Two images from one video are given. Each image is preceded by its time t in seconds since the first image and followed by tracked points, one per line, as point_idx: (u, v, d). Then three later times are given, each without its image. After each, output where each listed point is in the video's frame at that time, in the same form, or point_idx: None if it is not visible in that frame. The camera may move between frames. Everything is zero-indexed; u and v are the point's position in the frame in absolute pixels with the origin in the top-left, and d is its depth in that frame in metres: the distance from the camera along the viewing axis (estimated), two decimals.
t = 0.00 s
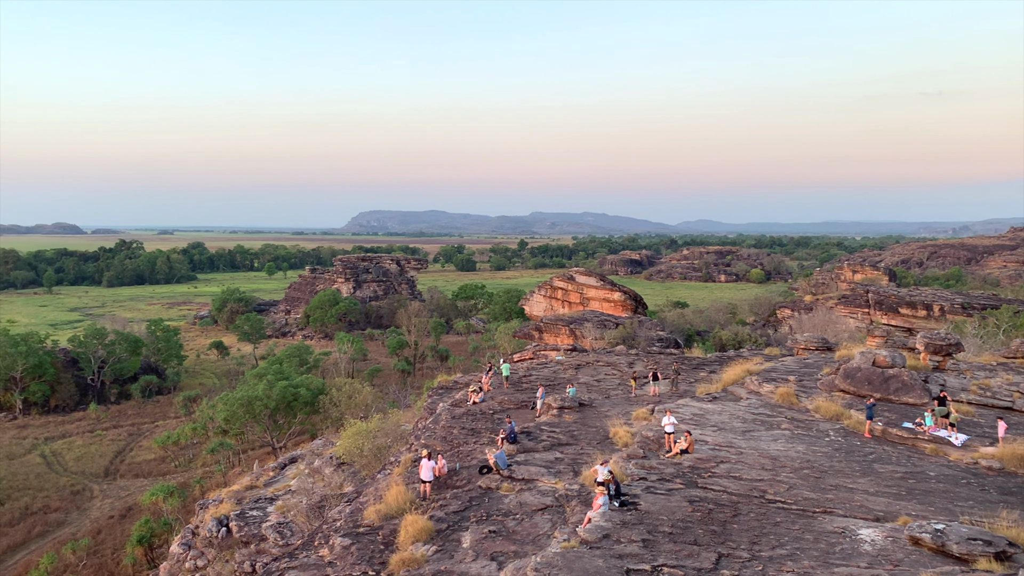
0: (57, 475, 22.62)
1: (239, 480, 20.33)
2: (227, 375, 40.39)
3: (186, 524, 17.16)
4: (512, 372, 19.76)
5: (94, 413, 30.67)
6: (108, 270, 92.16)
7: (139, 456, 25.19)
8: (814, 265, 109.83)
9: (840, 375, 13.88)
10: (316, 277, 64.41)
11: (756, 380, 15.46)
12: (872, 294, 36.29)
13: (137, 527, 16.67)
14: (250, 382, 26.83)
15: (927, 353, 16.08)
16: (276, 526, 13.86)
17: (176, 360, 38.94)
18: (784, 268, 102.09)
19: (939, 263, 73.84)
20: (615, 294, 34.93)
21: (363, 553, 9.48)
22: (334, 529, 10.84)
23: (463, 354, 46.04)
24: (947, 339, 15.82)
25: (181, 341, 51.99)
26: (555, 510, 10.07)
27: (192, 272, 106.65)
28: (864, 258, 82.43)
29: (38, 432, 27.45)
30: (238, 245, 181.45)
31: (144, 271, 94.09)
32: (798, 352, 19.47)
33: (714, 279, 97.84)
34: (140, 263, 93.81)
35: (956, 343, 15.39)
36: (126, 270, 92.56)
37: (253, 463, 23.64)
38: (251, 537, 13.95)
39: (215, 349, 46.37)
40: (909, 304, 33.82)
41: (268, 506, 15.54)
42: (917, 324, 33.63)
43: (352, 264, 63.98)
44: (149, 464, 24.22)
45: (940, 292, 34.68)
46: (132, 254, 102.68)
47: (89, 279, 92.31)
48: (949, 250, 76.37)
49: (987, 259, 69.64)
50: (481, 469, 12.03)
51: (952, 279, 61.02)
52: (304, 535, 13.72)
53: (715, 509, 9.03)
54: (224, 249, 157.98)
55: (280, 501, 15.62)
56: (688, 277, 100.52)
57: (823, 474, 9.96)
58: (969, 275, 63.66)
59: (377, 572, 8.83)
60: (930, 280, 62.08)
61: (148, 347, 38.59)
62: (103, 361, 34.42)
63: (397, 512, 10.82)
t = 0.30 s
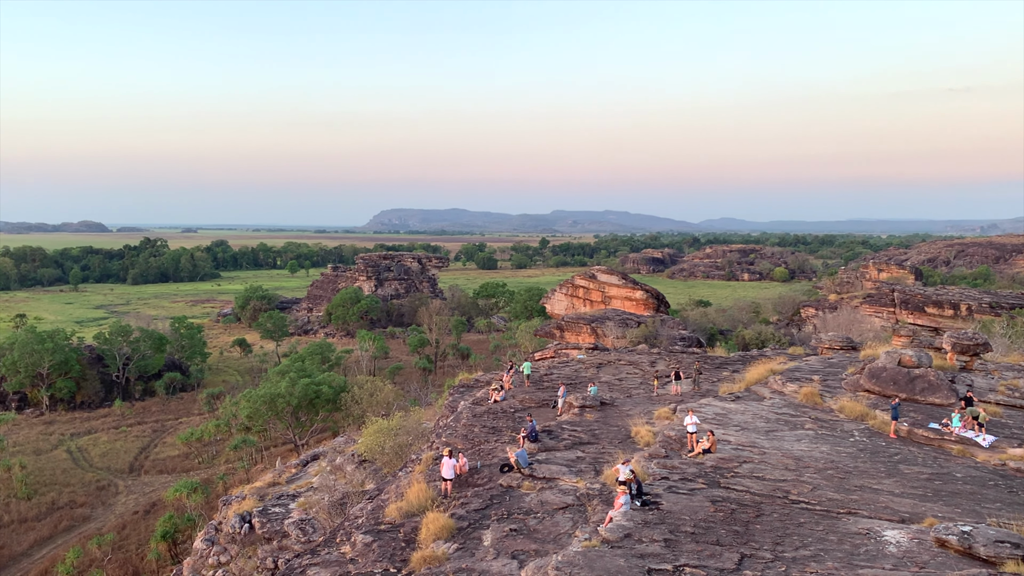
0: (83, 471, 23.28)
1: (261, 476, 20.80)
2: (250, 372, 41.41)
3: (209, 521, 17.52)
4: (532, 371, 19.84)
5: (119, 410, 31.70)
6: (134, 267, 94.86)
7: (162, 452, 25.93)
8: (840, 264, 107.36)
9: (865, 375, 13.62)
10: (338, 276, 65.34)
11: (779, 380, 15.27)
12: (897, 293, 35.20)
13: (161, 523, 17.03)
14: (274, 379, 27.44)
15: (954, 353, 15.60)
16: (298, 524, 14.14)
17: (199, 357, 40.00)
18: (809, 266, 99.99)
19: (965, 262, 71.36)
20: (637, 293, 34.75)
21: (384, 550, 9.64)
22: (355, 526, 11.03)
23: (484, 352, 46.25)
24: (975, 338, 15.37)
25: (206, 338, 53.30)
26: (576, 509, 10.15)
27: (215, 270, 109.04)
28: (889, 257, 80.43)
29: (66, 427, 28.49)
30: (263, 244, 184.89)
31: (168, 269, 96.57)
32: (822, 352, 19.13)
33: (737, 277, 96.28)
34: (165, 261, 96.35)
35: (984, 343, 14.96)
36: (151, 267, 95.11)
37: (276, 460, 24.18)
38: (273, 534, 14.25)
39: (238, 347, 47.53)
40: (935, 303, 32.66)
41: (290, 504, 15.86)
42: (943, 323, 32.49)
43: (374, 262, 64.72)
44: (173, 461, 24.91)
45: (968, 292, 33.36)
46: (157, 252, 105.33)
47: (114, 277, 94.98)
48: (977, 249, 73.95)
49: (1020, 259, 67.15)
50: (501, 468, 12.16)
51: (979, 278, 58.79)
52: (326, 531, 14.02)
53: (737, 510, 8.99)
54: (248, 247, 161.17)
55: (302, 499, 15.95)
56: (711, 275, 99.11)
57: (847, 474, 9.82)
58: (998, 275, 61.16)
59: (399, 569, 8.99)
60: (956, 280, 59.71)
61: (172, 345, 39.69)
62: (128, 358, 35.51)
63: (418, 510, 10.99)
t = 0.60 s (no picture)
0: (109, 466, 24.10)
1: (285, 472, 21.27)
2: (273, 369, 42.41)
3: (232, 516, 17.91)
4: (554, 369, 19.93)
5: (145, 406, 32.78)
6: (159, 265, 97.62)
7: (187, 448, 26.72)
8: (866, 263, 105.03)
9: (890, 375, 13.38)
10: (360, 274, 66.21)
11: (802, 379, 15.07)
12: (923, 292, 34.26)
13: (186, 518, 17.51)
14: (297, 376, 28.02)
15: (981, 353, 15.28)
16: (320, 519, 14.45)
17: (223, 354, 41.03)
18: (833, 265, 98.03)
19: (995, 261, 69.17)
20: (659, 292, 34.55)
21: (406, 547, 9.81)
22: (377, 523, 11.23)
23: (505, 350, 46.45)
24: (1003, 338, 14.99)
25: (230, 335, 54.58)
26: (597, 508, 10.23)
27: (239, 267, 111.48)
28: (915, 256, 78.54)
29: (93, 423, 29.47)
30: (286, 242, 188.17)
31: (193, 267, 99.15)
32: (846, 352, 18.81)
33: (761, 276, 94.76)
34: (190, 259, 98.91)
35: (1013, 343, 14.58)
36: (176, 265, 97.77)
37: (299, 456, 24.70)
38: (295, 530, 14.58)
39: (262, 344, 48.66)
40: (961, 303, 31.61)
41: (312, 500, 16.18)
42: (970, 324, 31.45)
43: (396, 261, 65.35)
44: (198, 456, 25.65)
45: (995, 292, 32.24)
46: (182, 250, 107.98)
47: (140, 274, 97.78)
48: (1006, 248, 71.67)
49: None
50: (522, 466, 12.28)
51: (1007, 278, 56.75)
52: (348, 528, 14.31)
53: (760, 510, 8.95)
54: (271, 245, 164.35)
55: (324, 495, 16.26)
56: (734, 274, 97.66)
57: (871, 475, 9.69)
58: None
59: (421, 565, 9.15)
60: (982, 280, 57.71)
61: (197, 342, 40.77)
62: (153, 355, 36.60)
63: (440, 508, 11.17)
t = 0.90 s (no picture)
0: (138, 462, 24.92)
1: (311, 469, 21.75)
2: (300, 366, 43.42)
3: (260, 513, 18.35)
4: (578, 368, 19.96)
5: (174, 403, 33.92)
6: (188, 263, 100.53)
7: (215, 445, 27.57)
8: (897, 262, 102.03)
9: (919, 375, 13.07)
10: (385, 272, 67.05)
11: (830, 380, 14.80)
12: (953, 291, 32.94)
13: (214, 514, 17.98)
14: (324, 374, 28.62)
15: (1014, 354, 14.83)
16: (346, 517, 14.75)
17: (251, 351, 42.16)
18: (862, 265, 95.55)
19: None
20: (685, 291, 34.22)
21: (431, 544, 10.01)
22: (402, 520, 11.47)
23: (530, 349, 46.58)
24: None
25: (259, 333, 56.01)
26: (622, 507, 10.30)
27: (267, 266, 114.25)
28: (945, 255, 76.10)
29: (123, 419, 30.58)
30: (312, 241, 191.37)
31: (221, 265, 102.13)
32: (874, 352, 18.40)
33: (787, 275, 92.85)
34: (218, 258, 101.76)
35: None
36: (205, 264, 100.73)
37: (325, 453, 25.26)
38: (321, 526, 14.88)
39: (289, 341, 49.81)
40: (993, 303, 30.02)
41: (339, 496, 16.51)
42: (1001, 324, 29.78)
43: (421, 259, 65.98)
44: (226, 453, 26.44)
45: None
46: (211, 248, 111.03)
47: (170, 272, 101.04)
48: None
49: None
50: (547, 465, 12.40)
51: None
52: (373, 525, 14.63)
53: (786, 510, 8.89)
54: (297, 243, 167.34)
55: (350, 492, 16.58)
56: (761, 273, 95.79)
57: (900, 476, 9.53)
58: None
59: (446, 563, 9.34)
60: (1019, 280, 55.33)
61: (226, 339, 41.94)
62: (182, 352, 37.80)
63: (464, 505, 11.35)
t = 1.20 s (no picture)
0: (168, 459, 25.75)
1: (338, 466, 22.25)
2: (326, 364, 44.37)
3: (288, 509, 18.81)
4: (604, 367, 19.96)
5: (203, 400, 35.06)
6: (217, 262, 103.24)
7: (242, 443, 28.38)
8: (932, 260, 98.64)
9: (950, 375, 12.76)
10: (411, 271, 67.84)
11: (859, 379, 14.54)
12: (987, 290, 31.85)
13: (242, 511, 18.42)
14: (351, 372, 29.19)
15: None
16: (372, 514, 15.06)
17: (278, 350, 43.26)
18: (893, 263, 92.79)
19: None
20: (711, 290, 33.79)
21: (457, 542, 10.19)
22: (428, 518, 11.68)
23: (555, 348, 46.65)
24: None
25: (286, 331, 57.38)
26: (648, 507, 10.35)
27: (294, 265, 116.79)
28: (981, 253, 73.33)
29: (152, 417, 31.70)
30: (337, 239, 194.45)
31: (249, 264, 104.95)
32: (904, 351, 18.00)
33: (816, 274, 90.59)
34: (246, 257, 104.51)
35: None
36: (233, 263, 103.51)
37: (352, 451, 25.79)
38: (348, 523, 15.19)
39: (316, 340, 50.84)
40: None
41: (364, 494, 16.84)
42: None
43: (446, 258, 66.59)
44: (253, 451, 27.22)
45: None
46: (239, 247, 114.00)
47: (199, 271, 104.14)
48: None
49: None
50: (573, 464, 12.50)
51: None
52: (398, 522, 14.92)
53: (814, 511, 8.82)
54: (322, 241, 170.22)
55: (375, 490, 16.90)
56: (789, 272, 93.79)
57: (931, 478, 9.38)
58: None
59: (472, 561, 9.49)
60: None
61: (254, 337, 43.12)
62: (211, 350, 38.98)
63: (490, 504, 11.52)
